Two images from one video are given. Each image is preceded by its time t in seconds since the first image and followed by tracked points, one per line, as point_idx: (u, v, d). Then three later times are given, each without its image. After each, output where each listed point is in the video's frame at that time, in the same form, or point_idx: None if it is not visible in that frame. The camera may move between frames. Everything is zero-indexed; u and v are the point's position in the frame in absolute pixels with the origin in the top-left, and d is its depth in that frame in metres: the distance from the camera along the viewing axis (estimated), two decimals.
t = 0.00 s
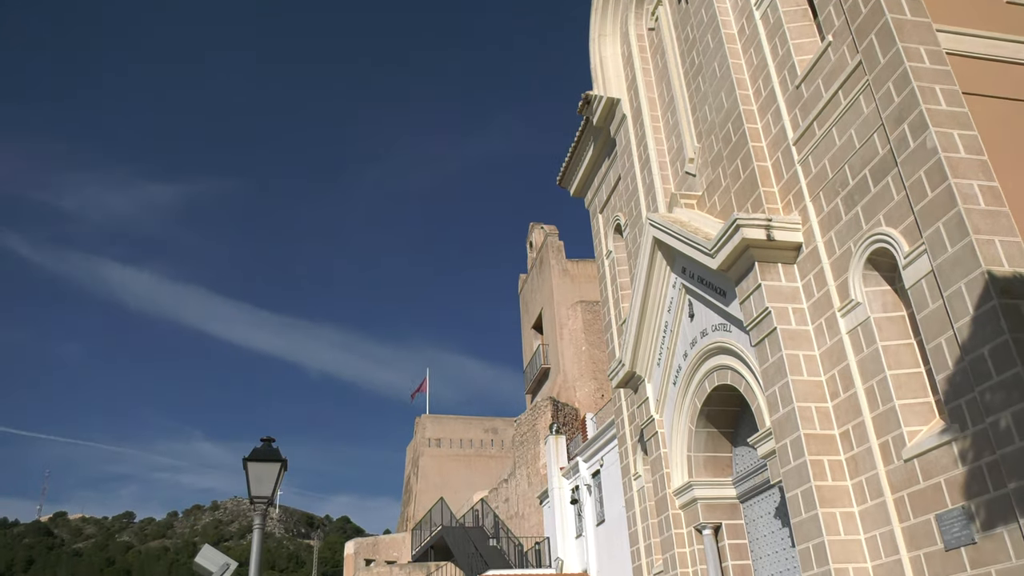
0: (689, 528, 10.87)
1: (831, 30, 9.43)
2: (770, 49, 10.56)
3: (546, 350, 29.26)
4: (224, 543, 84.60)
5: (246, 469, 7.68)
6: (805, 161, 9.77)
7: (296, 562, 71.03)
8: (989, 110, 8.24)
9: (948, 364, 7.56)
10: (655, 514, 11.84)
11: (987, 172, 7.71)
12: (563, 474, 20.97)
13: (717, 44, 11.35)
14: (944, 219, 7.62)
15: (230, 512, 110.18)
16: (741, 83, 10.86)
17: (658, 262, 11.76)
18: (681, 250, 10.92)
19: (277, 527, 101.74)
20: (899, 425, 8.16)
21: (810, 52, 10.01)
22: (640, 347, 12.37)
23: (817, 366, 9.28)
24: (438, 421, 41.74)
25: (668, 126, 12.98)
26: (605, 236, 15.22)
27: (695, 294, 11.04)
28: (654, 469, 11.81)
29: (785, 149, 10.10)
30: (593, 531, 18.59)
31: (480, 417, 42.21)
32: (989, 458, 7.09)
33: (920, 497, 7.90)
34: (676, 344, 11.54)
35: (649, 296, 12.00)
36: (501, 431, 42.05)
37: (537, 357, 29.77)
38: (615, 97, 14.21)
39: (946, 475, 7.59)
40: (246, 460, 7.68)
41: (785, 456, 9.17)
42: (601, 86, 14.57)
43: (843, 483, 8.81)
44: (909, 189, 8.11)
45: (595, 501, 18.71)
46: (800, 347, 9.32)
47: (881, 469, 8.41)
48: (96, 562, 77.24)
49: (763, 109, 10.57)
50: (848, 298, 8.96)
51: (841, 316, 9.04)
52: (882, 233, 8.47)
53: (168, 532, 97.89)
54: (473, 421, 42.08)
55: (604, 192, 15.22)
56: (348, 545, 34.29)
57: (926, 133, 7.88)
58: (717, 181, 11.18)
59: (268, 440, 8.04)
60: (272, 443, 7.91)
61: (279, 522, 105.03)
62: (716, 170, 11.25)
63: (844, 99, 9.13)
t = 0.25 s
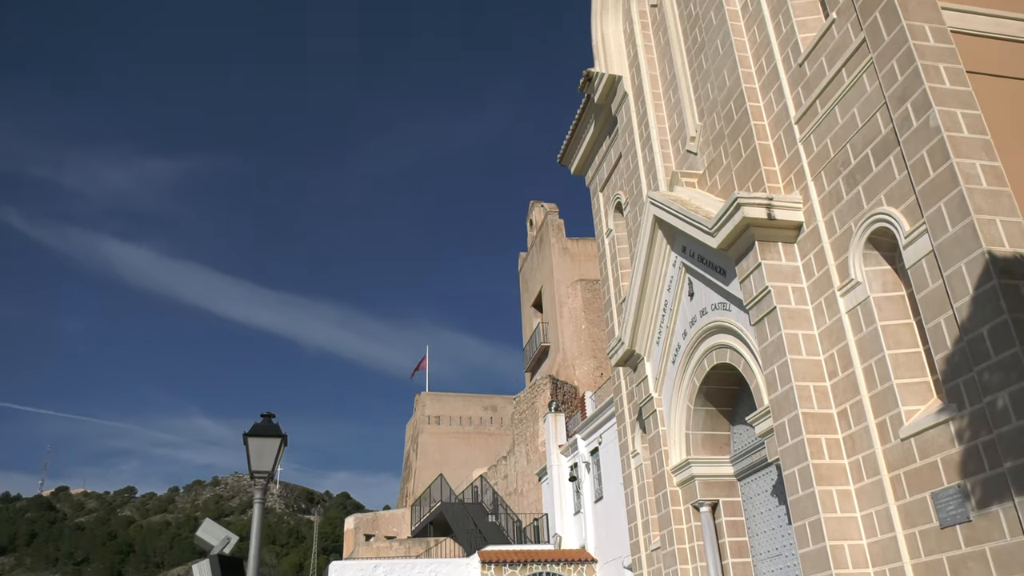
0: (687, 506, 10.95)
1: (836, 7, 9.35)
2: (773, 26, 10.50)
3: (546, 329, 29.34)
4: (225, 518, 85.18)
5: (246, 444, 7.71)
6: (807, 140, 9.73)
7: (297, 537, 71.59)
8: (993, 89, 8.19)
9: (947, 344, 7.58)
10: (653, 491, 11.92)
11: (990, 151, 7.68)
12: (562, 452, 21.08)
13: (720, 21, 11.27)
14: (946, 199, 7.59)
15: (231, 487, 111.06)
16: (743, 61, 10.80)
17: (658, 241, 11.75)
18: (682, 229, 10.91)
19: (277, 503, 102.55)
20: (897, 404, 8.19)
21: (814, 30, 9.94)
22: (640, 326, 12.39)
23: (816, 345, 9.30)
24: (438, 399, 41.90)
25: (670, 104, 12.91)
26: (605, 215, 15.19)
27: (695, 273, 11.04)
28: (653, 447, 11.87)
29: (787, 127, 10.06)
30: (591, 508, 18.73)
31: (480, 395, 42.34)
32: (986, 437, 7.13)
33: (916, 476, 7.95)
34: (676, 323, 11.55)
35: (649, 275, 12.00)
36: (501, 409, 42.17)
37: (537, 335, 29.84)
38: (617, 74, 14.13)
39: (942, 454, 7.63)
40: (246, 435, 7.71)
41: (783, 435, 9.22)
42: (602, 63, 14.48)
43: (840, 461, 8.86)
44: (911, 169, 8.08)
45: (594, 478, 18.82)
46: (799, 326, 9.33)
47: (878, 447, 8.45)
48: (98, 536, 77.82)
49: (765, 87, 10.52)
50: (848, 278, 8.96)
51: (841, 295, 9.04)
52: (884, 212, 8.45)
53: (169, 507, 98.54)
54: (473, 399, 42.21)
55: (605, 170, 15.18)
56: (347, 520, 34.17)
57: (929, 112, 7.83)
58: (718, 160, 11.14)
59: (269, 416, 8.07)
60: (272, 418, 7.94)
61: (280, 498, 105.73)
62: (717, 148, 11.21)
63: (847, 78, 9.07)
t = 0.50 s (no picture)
0: (685, 483, 11.02)
1: None
2: (777, 3, 10.44)
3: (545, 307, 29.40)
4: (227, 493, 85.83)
5: (247, 419, 7.72)
6: (809, 118, 9.68)
7: (298, 512, 72.20)
8: (998, 68, 8.13)
9: (946, 324, 7.59)
10: (652, 469, 12.01)
11: (993, 131, 7.63)
12: (561, 429, 21.17)
13: None
14: (948, 178, 7.56)
15: (233, 462, 111.88)
16: (747, 38, 10.72)
17: (658, 219, 11.73)
18: (683, 207, 10.88)
19: (279, 479, 103.33)
20: (895, 383, 8.22)
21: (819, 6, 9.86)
22: (640, 304, 12.40)
23: (815, 324, 9.31)
24: (438, 376, 42.06)
25: (672, 81, 12.83)
26: (606, 192, 15.15)
27: (695, 252, 11.03)
28: (651, 424, 11.93)
29: (789, 105, 10.00)
30: (590, 485, 18.86)
31: (480, 372, 42.47)
32: (984, 417, 7.16)
33: (913, 454, 7.99)
34: (676, 301, 11.56)
35: (649, 254, 11.98)
36: (500, 386, 42.31)
37: (537, 313, 29.85)
38: (619, 51, 14.02)
39: (940, 433, 7.67)
40: (247, 410, 7.71)
41: (781, 413, 9.26)
42: (604, 39, 14.38)
43: (838, 439, 8.90)
44: (913, 148, 8.04)
45: (593, 455, 18.94)
46: (799, 305, 9.33)
47: (876, 426, 8.49)
48: (101, 510, 78.31)
49: (768, 64, 10.45)
50: (849, 257, 8.95)
51: (841, 274, 9.03)
52: (885, 191, 8.42)
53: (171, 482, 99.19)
54: (473, 376, 42.35)
55: (606, 148, 15.12)
56: (348, 495, 34.43)
57: (933, 90, 7.77)
58: (720, 138, 11.09)
59: (269, 391, 8.08)
60: (273, 393, 7.94)
61: (280, 474, 106.50)
62: (719, 126, 11.15)
63: (850, 55, 9.01)
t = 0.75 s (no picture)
0: (683, 460, 11.08)
1: None
2: None
3: (546, 285, 29.42)
4: (229, 469, 86.48)
5: (248, 394, 7.75)
6: (812, 95, 9.62)
7: (300, 487, 72.73)
8: (1004, 45, 8.06)
9: (947, 302, 7.59)
10: (651, 446, 12.08)
11: (997, 108, 7.58)
12: (561, 406, 21.26)
13: None
14: (951, 156, 7.52)
15: (235, 437, 112.52)
16: (751, 14, 10.65)
17: (660, 196, 11.70)
18: (684, 185, 10.85)
19: (280, 455, 104.06)
20: (894, 361, 8.23)
21: None
22: (640, 282, 12.40)
23: (816, 303, 9.31)
24: (438, 353, 42.20)
25: (675, 58, 12.74)
26: (607, 170, 15.10)
27: (696, 229, 11.01)
28: (651, 402, 11.98)
29: (792, 83, 9.94)
30: (589, 461, 18.98)
31: (480, 349, 42.61)
32: (982, 395, 7.18)
33: (911, 432, 8.02)
34: (676, 279, 11.57)
35: (650, 232, 11.97)
36: (501, 363, 42.44)
37: (537, 291, 29.86)
38: (622, 27, 13.91)
39: (938, 411, 7.69)
40: (248, 385, 7.74)
41: (780, 390, 9.29)
42: (607, 15, 14.26)
43: (837, 417, 8.94)
44: (917, 125, 8.00)
45: (592, 432, 19.05)
46: (800, 283, 9.33)
47: (874, 404, 8.52)
48: (104, 484, 78.66)
49: (772, 41, 10.37)
50: (850, 235, 8.93)
51: (842, 253, 9.02)
52: (888, 170, 8.39)
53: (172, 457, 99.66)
54: (473, 353, 42.49)
55: (608, 125, 15.05)
56: (349, 470, 34.66)
57: (937, 67, 7.72)
58: (722, 115, 11.04)
59: (270, 366, 8.10)
60: (274, 368, 7.96)
61: (282, 450, 107.22)
62: (721, 103, 11.09)
63: (855, 32, 8.93)
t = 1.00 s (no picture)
0: (683, 437, 11.14)
1: None
2: None
3: (547, 262, 29.42)
4: (232, 445, 87.06)
5: (250, 368, 7.78)
6: (816, 72, 9.55)
7: (302, 462, 73.25)
8: (1010, 21, 7.99)
9: (948, 281, 7.58)
10: (650, 423, 12.14)
11: (1002, 86, 7.53)
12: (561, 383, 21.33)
13: None
14: (955, 133, 7.48)
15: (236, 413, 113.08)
16: None
17: (662, 174, 11.65)
18: (687, 162, 10.81)
19: (282, 431, 104.69)
20: (894, 339, 8.24)
21: None
22: (641, 260, 12.39)
23: (816, 281, 9.31)
24: (439, 330, 42.31)
25: (678, 34, 12.63)
26: (609, 147, 15.03)
27: (698, 207, 10.99)
28: (651, 379, 12.02)
29: (796, 59, 9.87)
30: (589, 438, 19.10)
31: (480, 326, 42.70)
32: (982, 373, 7.20)
33: (910, 409, 8.05)
34: (677, 257, 11.55)
35: (652, 209, 11.94)
36: (501, 340, 42.53)
37: (538, 269, 29.84)
38: (625, 2, 13.78)
39: (937, 389, 7.71)
40: (249, 359, 7.76)
41: (780, 368, 9.32)
42: None
43: (836, 395, 8.97)
44: (921, 102, 7.94)
45: (592, 409, 19.15)
46: (801, 261, 9.32)
47: (873, 382, 8.54)
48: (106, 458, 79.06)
49: (776, 16, 10.28)
50: (852, 213, 8.90)
51: (843, 231, 9.00)
52: (891, 147, 8.34)
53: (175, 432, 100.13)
54: (473, 330, 42.59)
55: (610, 101, 14.96)
56: (350, 445, 34.85)
57: (943, 44, 7.65)
58: (725, 91, 10.97)
59: (272, 342, 8.11)
60: (276, 344, 7.97)
61: (284, 426, 107.85)
62: (724, 79, 11.02)
63: (860, 7, 8.85)
